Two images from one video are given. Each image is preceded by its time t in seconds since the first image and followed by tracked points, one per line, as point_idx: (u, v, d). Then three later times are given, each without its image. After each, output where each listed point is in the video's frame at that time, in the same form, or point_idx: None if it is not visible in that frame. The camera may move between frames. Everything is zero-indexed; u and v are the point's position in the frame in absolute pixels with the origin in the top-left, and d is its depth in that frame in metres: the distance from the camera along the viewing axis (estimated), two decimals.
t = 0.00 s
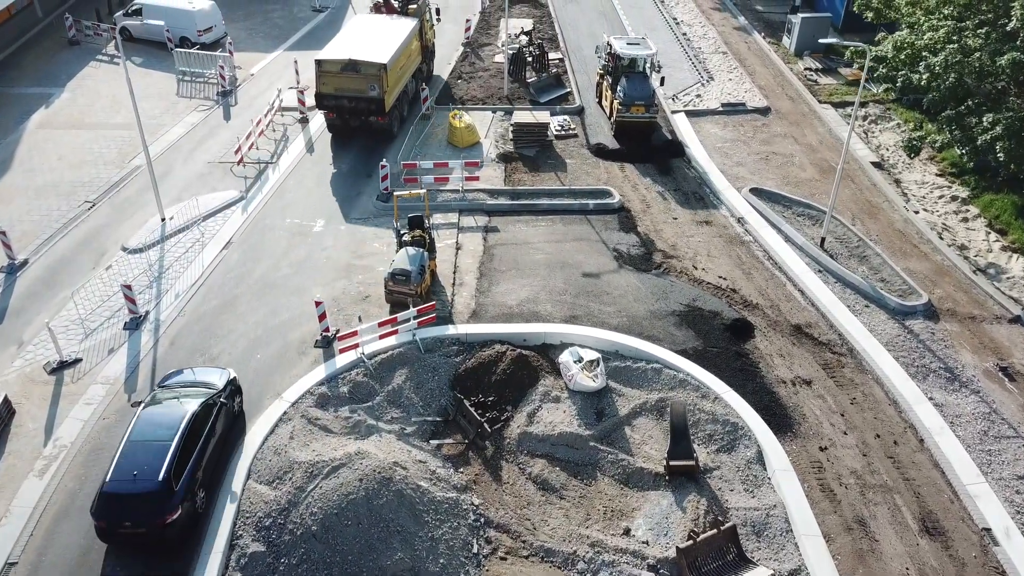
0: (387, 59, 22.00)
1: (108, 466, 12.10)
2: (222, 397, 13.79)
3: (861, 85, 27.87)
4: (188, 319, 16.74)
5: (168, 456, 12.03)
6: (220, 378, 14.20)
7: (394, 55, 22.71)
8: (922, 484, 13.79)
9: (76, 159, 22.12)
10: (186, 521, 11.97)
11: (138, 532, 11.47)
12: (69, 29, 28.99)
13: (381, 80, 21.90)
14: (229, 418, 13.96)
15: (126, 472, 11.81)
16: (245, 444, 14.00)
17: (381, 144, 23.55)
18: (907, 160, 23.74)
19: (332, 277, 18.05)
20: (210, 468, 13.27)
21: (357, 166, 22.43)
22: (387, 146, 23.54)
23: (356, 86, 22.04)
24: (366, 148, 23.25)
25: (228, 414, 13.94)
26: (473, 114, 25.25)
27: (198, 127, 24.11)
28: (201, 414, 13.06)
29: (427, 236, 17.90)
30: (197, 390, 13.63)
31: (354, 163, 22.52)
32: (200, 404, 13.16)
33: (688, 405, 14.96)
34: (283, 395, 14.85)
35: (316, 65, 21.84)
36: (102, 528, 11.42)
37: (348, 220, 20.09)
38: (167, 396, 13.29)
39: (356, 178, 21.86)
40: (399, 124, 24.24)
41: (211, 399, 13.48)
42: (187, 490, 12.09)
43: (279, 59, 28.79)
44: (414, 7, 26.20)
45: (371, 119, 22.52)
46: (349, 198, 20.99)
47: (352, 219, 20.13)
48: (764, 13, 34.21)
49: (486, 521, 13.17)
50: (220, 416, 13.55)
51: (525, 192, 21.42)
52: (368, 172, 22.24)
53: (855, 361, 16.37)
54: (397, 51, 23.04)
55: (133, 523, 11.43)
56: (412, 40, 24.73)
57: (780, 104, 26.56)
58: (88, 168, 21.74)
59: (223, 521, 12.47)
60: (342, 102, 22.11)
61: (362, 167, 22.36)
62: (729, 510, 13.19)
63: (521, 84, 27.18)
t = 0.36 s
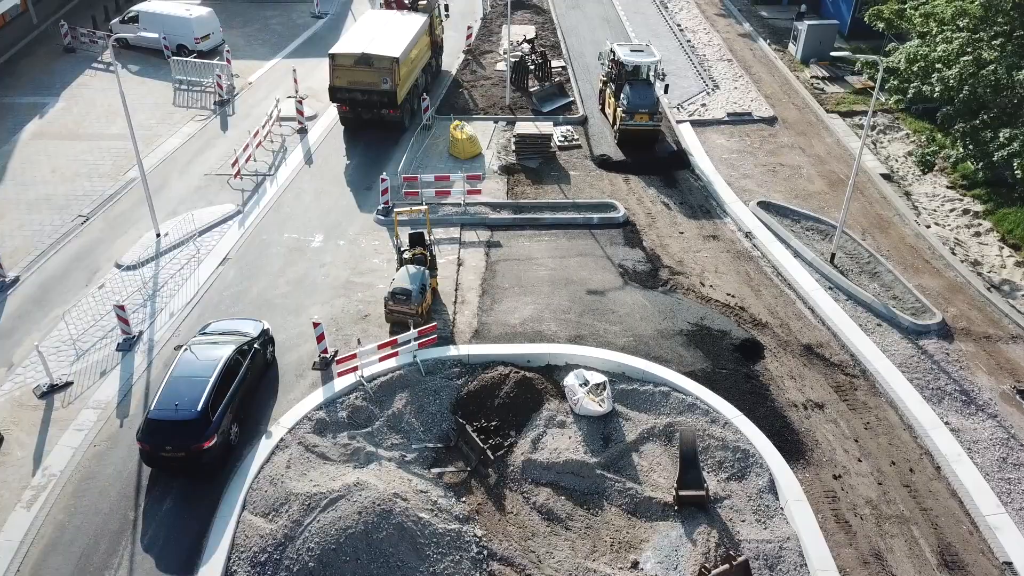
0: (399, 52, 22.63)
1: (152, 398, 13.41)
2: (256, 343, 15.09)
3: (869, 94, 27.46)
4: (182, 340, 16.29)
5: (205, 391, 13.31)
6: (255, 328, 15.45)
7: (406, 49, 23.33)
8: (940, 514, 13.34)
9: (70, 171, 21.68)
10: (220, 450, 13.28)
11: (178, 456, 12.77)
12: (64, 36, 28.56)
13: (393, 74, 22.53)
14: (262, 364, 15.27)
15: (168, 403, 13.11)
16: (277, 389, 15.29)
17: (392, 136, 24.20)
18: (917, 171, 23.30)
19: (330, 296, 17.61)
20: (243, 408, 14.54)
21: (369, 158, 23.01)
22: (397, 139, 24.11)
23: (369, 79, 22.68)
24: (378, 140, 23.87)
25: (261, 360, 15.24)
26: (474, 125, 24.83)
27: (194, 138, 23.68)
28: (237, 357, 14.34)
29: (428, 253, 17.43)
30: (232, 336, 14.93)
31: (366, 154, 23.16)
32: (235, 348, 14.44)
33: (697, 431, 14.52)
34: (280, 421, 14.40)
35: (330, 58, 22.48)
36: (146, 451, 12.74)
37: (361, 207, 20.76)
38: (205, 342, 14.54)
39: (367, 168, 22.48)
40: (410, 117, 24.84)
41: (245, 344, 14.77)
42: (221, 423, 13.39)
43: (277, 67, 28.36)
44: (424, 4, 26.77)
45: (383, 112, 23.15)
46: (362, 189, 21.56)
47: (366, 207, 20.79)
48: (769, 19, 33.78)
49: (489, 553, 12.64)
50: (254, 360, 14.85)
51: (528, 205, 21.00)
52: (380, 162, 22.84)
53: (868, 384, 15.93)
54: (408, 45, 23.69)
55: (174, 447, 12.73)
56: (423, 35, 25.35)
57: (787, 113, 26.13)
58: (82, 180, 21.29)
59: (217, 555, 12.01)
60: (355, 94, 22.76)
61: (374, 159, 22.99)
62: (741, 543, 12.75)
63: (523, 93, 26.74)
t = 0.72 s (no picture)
0: (410, 46, 23.23)
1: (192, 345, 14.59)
2: (286, 301, 16.23)
3: (876, 103, 27.01)
4: (176, 361, 15.85)
5: (240, 339, 14.47)
6: (285, 288, 16.57)
7: (417, 43, 23.93)
8: (958, 547, 12.89)
9: (62, 184, 21.23)
10: (251, 394, 14.47)
11: (213, 398, 13.96)
12: (59, 43, 28.14)
13: (404, 67, 23.11)
14: (291, 321, 16.39)
15: (206, 348, 14.28)
16: (305, 345, 16.42)
17: (403, 128, 24.76)
18: (927, 183, 22.85)
19: (327, 315, 17.14)
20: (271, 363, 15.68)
21: (380, 150, 23.48)
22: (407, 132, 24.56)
23: (380, 73, 23.24)
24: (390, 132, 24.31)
25: (290, 318, 16.36)
26: (476, 135, 24.40)
27: (190, 148, 23.23)
28: (269, 311, 15.48)
29: (429, 271, 16.95)
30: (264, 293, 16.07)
31: (378, 145, 23.63)
32: (267, 303, 15.57)
33: (706, 458, 14.08)
34: (275, 448, 13.94)
35: (343, 52, 23.06)
36: (185, 392, 13.93)
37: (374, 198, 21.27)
38: (239, 297, 15.69)
39: (379, 160, 22.95)
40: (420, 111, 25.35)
41: (276, 300, 15.91)
42: (253, 371, 14.53)
43: (275, 75, 27.90)
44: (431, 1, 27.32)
45: (394, 105, 23.71)
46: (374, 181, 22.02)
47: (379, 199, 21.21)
48: (774, 25, 33.33)
49: None
50: (284, 316, 15.99)
51: (530, 219, 20.56)
52: (392, 155, 23.29)
53: (881, 407, 15.49)
54: (418, 39, 24.24)
55: (210, 389, 13.92)
56: (431, 30, 25.89)
57: (794, 123, 25.69)
58: (75, 193, 20.85)
59: None
60: (367, 87, 23.33)
61: (386, 150, 23.48)
62: None
63: (525, 102, 26.29)
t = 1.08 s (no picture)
0: (419, 40, 23.72)
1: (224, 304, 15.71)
2: (313, 268, 17.21)
3: (884, 111, 26.57)
4: (168, 384, 15.37)
5: (269, 300, 15.56)
6: (312, 256, 17.59)
7: (426, 37, 24.43)
8: None
9: (53, 197, 20.76)
10: (278, 350, 15.59)
11: (243, 352, 15.10)
12: (52, 51, 27.68)
13: (414, 60, 23.61)
14: (317, 287, 17.39)
15: (237, 308, 15.40)
16: (330, 309, 17.41)
17: (412, 120, 25.23)
18: (937, 195, 22.39)
19: (324, 334, 16.68)
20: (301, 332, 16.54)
21: (390, 142, 23.96)
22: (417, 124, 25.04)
23: (391, 66, 23.75)
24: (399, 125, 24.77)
25: (317, 283, 17.36)
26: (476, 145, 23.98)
27: (185, 159, 22.78)
28: (297, 276, 16.48)
29: (429, 290, 16.46)
30: (293, 259, 17.07)
31: (387, 137, 24.09)
32: (295, 269, 16.56)
33: (715, 486, 13.62)
34: (270, 476, 13.47)
35: (354, 46, 23.59)
36: (217, 346, 15.09)
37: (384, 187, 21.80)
38: (269, 263, 16.75)
39: (389, 152, 23.46)
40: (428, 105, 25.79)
41: (303, 266, 16.91)
42: (281, 330, 15.62)
43: (272, 84, 27.43)
44: None
45: (404, 97, 24.18)
46: (385, 172, 22.54)
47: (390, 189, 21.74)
48: (779, 31, 32.89)
49: None
50: (311, 282, 16.98)
51: (532, 234, 20.09)
52: (402, 147, 23.79)
53: (895, 432, 15.02)
54: (427, 33, 24.76)
55: (240, 344, 15.06)
56: (439, 25, 26.36)
57: (801, 132, 25.24)
58: (66, 207, 20.37)
59: None
60: (377, 81, 23.84)
61: (396, 142, 23.96)
62: None
63: (526, 112, 25.82)
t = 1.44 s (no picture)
0: (428, 34, 24.38)
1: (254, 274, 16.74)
2: (336, 242, 18.17)
3: (892, 121, 26.11)
4: (158, 409, 14.91)
5: (295, 269, 16.55)
6: (335, 232, 18.56)
7: (434, 32, 25.11)
8: None
9: (44, 211, 20.30)
10: (304, 317, 16.54)
11: (271, 318, 16.10)
12: (45, 58, 27.23)
13: (423, 55, 24.30)
14: (339, 261, 18.34)
15: (265, 277, 16.39)
16: (352, 282, 18.35)
17: (420, 113, 25.88)
18: (947, 207, 21.92)
19: (321, 355, 16.21)
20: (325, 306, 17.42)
21: (400, 133, 24.55)
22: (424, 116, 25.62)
23: (400, 61, 24.44)
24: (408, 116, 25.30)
25: (339, 257, 18.32)
26: (477, 156, 23.53)
27: (179, 171, 22.33)
28: (321, 249, 17.44)
29: (428, 311, 15.99)
30: (316, 235, 18.05)
31: (396, 128, 24.67)
32: (318, 242, 17.54)
33: (724, 518, 13.15)
34: (263, 507, 13.00)
35: (365, 41, 24.28)
36: (246, 312, 16.10)
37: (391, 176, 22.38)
38: (295, 237, 17.75)
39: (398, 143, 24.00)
40: (436, 99, 26.44)
41: (327, 240, 17.88)
42: (306, 298, 16.59)
43: (269, 92, 26.99)
44: None
45: (413, 91, 24.86)
46: (394, 163, 23.09)
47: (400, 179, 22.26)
48: (784, 38, 32.43)
49: None
50: (334, 255, 17.94)
51: (534, 249, 19.61)
52: (410, 138, 24.34)
53: (909, 459, 14.55)
54: (435, 28, 25.42)
55: (268, 310, 16.06)
56: (446, 20, 26.94)
57: (807, 142, 24.79)
58: (57, 221, 19.92)
59: None
60: (387, 74, 24.53)
61: (405, 134, 24.55)
62: None
63: (527, 122, 25.35)
